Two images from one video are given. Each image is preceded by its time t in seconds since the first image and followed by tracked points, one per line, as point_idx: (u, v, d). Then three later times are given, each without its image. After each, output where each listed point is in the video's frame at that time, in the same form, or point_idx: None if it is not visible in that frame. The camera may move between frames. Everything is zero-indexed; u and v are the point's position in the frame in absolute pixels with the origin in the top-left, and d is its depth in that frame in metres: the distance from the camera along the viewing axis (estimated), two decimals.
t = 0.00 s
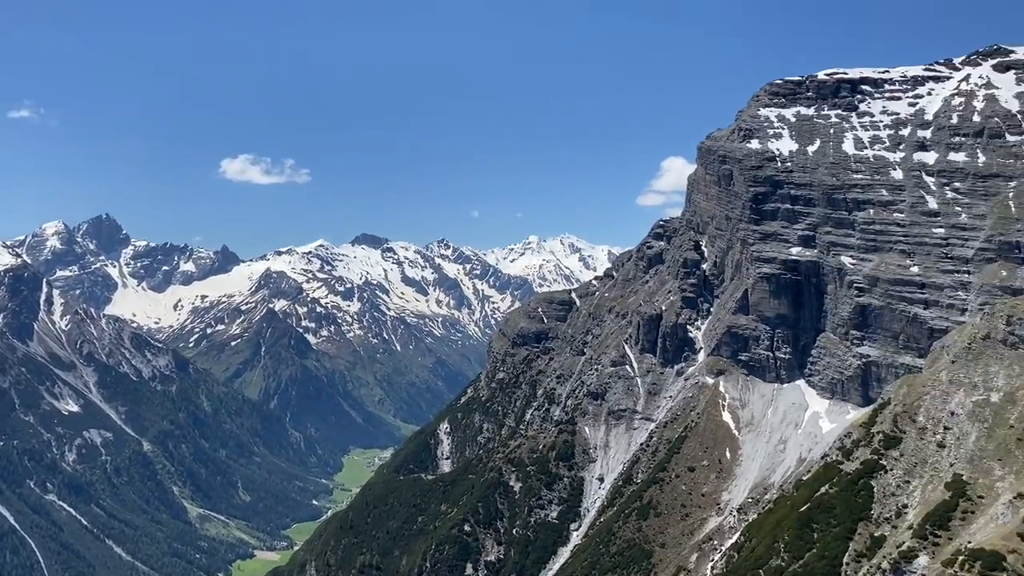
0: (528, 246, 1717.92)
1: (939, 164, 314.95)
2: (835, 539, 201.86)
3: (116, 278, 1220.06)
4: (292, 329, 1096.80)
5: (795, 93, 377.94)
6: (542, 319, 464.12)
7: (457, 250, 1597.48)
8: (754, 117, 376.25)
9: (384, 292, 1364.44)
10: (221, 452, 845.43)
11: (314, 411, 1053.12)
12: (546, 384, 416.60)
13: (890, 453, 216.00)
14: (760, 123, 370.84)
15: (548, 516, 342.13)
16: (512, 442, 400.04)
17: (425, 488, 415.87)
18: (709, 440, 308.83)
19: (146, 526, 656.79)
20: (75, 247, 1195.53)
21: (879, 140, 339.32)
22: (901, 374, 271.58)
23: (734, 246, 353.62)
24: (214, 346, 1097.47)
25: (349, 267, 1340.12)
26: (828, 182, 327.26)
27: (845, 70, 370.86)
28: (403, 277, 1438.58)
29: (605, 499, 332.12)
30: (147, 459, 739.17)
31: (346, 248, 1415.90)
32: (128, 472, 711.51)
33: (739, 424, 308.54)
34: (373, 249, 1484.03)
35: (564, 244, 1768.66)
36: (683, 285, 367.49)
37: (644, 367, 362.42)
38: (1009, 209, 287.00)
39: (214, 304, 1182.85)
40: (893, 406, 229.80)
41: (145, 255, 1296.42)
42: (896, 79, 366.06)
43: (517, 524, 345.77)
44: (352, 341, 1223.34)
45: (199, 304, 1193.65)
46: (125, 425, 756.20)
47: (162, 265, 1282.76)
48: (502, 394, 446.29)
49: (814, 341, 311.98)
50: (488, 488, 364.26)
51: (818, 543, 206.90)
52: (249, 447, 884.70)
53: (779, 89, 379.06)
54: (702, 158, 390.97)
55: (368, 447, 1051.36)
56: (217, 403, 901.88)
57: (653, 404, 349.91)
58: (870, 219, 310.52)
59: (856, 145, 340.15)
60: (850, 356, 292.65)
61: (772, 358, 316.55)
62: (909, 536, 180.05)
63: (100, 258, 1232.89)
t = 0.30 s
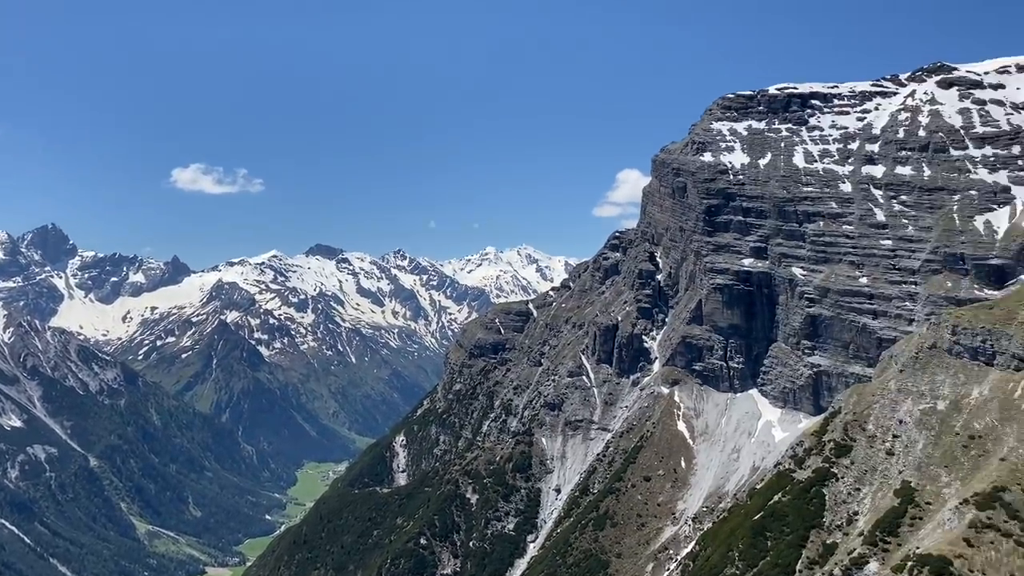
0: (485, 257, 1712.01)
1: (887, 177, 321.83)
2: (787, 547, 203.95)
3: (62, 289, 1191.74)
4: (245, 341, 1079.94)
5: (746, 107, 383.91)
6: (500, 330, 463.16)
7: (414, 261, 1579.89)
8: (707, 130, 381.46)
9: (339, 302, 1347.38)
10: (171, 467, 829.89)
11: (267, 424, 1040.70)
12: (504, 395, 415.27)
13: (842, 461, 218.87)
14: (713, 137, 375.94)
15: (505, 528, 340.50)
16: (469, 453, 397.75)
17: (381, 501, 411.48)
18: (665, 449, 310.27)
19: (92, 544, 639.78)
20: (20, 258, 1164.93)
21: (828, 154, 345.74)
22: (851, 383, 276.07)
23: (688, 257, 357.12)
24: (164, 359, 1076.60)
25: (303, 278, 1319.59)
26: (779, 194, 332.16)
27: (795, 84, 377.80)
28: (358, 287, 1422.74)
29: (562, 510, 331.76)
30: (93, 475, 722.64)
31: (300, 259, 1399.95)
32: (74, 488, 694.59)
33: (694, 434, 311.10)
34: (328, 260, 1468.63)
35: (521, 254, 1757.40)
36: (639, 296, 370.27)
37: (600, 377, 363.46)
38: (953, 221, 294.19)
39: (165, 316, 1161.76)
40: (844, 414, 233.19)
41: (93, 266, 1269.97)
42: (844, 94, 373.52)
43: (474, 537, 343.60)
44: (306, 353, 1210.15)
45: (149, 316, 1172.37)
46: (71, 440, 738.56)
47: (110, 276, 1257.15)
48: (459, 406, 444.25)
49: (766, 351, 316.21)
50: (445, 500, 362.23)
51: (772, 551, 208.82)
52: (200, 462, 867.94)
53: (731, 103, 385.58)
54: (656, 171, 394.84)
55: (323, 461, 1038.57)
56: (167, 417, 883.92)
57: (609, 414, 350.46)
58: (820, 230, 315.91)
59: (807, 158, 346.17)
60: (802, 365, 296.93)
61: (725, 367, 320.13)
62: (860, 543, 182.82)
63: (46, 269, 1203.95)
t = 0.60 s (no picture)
0: (440, 268, 1702.88)
1: (834, 190, 328.47)
2: (739, 555, 206.02)
3: (3, 300, 1158.46)
4: (194, 353, 1059.56)
5: (698, 120, 389.17)
6: (455, 341, 461.22)
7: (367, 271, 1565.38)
8: (660, 143, 385.68)
9: (291, 313, 1327.16)
10: (117, 483, 811.01)
11: (217, 437, 1026.77)
12: (458, 407, 413.22)
13: (791, 469, 222.25)
14: (665, 149, 380.27)
15: (459, 540, 338.68)
16: (423, 465, 395.21)
17: (334, 515, 406.58)
18: (619, 459, 311.67)
19: (33, 563, 620.86)
20: None
21: (778, 167, 351.60)
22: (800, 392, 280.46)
23: (641, 267, 360.10)
24: (110, 371, 1052.30)
25: (254, 289, 1298.36)
26: (730, 206, 336.92)
27: (744, 99, 383.94)
28: (310, 298, 1404.16)
29: (516, 521, 330.71)
30: (35, 492, 704.79)
31: (251, 270, 1379.25)
32: (15, 505, 675.12)
33: (647, 443, 313.10)
34: (280, 270, 1450.25)
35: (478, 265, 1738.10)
36: (593, 306, 372.32)
37: (555, 388, 364.07)
38: (898, 233, 301.24)
39: (111, 327, 1134.89)
40: (793, 423, 236.74)
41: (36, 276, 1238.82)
42: (793, 108, 380.86)
43: (428, 549, 341.39)
44: (257, 365, 1193.73)
45: (94, 328, 1146.72)
46: (12, 456, 718.97)
47: (54, 286, 1226.38)
48: (413, 417, 441.32)
49: (718, 360, 320.20)
50: (399, 512, 360.31)
51: (724, 559, 210.96)
52: (148, 477, 849.17)
53: (683, 116, 391.28)
54: (610, 183, 397.87)
55: (274, 475, 1024.54)
56: (113, 431, 862.91)
57: (564, 424, 350.91)
58: (769, 242, 320.91)
59: (756, 170, 351.73)
60: (753, 375, 301.01)
61: (678, 377, 323.36)
62: (811, 549, 185.74)
63: None
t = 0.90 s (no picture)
0: (392, 277, 1688.59)
1: (780, 202, 334.86)
2: (690, 562, 208.15)
3: None
4: (139, 363, 1037.76)
5: (648, 132, 393.92)
6: (407, 351, 458.56)
7: (318, 281, 1548.67)
8: (611, 154, 389.56)
9: (239, 324, 1305.51)
10: (58, 499, 788.80)
11: (163, 450, 1008.95)
12: (410, 417, 410.21)
13: (741, 476, 225.27)
14: (616, 160, 383.87)
15: (411, 552, 336.41)
16: (375, 477, 391.69)
17: (284, 528, 400.82)
18: (571, 468, 312.52)
19: None
20: None
21: (726, 178, 357.32)
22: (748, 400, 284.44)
23: (593, 277, 362.28)
24: (51, 383, 1021.85)
25: (202, 299, 1275.52)
26: (680, 217, 341.08)
27: (694, 111, 389.40)
28: (260, 308, 1383.17)
29: (469, 532, 328.82)
30: None
31: (199, 279, 1356.32)
32: None
33: (599, 452, 314.54)
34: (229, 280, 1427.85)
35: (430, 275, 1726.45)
36: (546, 316, 373.80)
37: (508, 398, 363.89)
38: (842, 244, 308.41)
39: (53, 338, 1101.09)
40: (743, 431, 240.09)
41: None
42: (741, 121, 387.48)
43: (380, 562, 339.03)
44: (205, 376, 1173.03)
45: (34, 339, 1109.32)
46: None
47: None
48: (364, 429, 437.55)
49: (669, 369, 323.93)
50: (349, 525, 358.46)
51: (675, 566, 212.96)
52: (90, 492, 827.84)
53: (633, 128, 395.44)
54: (562, 193, 400.28)
55: (221, 488, 1005.19)
56: (54, 445, 839.43)
57: (517, 434, 350.48)
58: (718, 252, 325.51)
59: (705, 182, 356.62)
60: (702, 383, 304.71)
61: (630, 386, 325.65)
62: (760, 556, 188.60)
63: None
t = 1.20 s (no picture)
0: (342, 285, 1670.28)
1: (727, 212, 340.28)
2: (640, 569, 209.51)
3: None
4: (78, 374, 1010.45)
5: (598, 142, 396.63)
6: (356, 360, 454.22)
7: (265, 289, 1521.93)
8: (562, 163, 391.47)
9: (184, 333, 1277.65)
10: None
11: (105, 462, 983.83)
12: (360, 428, 405.77)
13: (689, 482, 227.57)
14: (566, 170, 385.91)
15: (361, 564, 332.86)
16: (324, 488, 386.65)
17: (230, 541, 393.29)
18: (522, 476, 312.03)
19: None
20: None
21: (674, 189, 361.83)
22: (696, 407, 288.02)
23: (544, 286, 363.61)
24: None
25: (145, 308, 1247.27)
26: (629, 226, 344.20)
27: (643, 122, 393.69)
28: (206, 317, 1356.42)
29: (419, 542, 326.09)
30: None
31: (142, 287, 1325.91)
32: None
33: (551, 460, 314.94)
34: (173, 288, 1398.93)
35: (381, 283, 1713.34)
36: (497, 324, 374.20)
37: (459, 407, 362.60)
38: (787, 253, 314.73)
39: None
40: (691, 438, 242.62)
41: None
42: (688, 132, 392.79)
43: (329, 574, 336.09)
44: (149, 387, 1146.83)
45: None
46: None
47: None
48: (313, 439, 432.16)
49: (619, 377, 327.01)
50: (298, 537, 356.13)
51: (625, 573, 214.13)
52: (26, 508, 802.43)
53: (584, 138, 397.96)
54: (514, 202, 401.35)
55: (165, 502, 978.12)
56: None
57: (467, 443, 348.83)
58: (667, 261, 329.07)
59: (654, 192, 360.33)
60: (651, 391, 307.33)
61: (580, 394, 327.07)
62: (709, 561, 190.72)
63: None
